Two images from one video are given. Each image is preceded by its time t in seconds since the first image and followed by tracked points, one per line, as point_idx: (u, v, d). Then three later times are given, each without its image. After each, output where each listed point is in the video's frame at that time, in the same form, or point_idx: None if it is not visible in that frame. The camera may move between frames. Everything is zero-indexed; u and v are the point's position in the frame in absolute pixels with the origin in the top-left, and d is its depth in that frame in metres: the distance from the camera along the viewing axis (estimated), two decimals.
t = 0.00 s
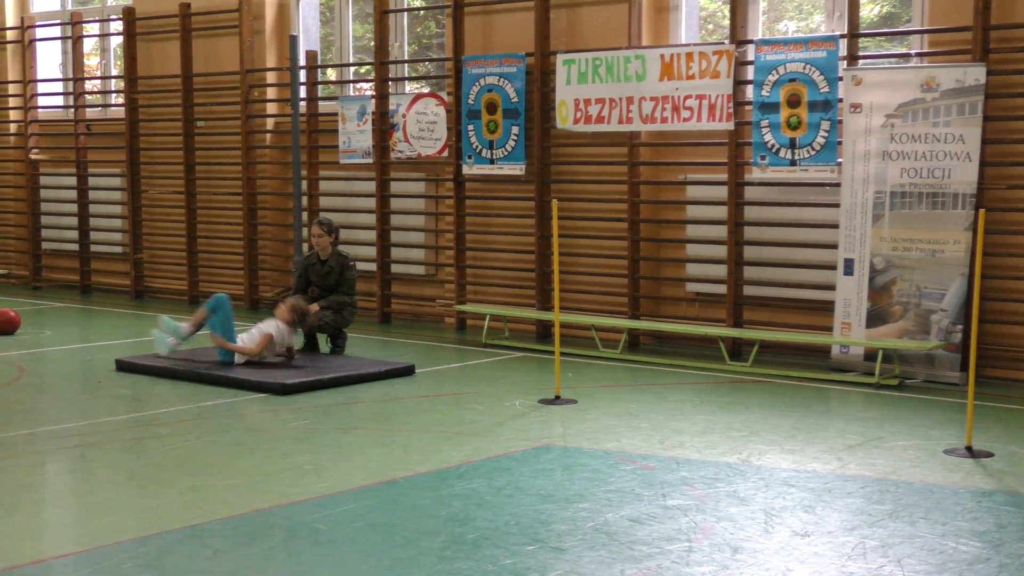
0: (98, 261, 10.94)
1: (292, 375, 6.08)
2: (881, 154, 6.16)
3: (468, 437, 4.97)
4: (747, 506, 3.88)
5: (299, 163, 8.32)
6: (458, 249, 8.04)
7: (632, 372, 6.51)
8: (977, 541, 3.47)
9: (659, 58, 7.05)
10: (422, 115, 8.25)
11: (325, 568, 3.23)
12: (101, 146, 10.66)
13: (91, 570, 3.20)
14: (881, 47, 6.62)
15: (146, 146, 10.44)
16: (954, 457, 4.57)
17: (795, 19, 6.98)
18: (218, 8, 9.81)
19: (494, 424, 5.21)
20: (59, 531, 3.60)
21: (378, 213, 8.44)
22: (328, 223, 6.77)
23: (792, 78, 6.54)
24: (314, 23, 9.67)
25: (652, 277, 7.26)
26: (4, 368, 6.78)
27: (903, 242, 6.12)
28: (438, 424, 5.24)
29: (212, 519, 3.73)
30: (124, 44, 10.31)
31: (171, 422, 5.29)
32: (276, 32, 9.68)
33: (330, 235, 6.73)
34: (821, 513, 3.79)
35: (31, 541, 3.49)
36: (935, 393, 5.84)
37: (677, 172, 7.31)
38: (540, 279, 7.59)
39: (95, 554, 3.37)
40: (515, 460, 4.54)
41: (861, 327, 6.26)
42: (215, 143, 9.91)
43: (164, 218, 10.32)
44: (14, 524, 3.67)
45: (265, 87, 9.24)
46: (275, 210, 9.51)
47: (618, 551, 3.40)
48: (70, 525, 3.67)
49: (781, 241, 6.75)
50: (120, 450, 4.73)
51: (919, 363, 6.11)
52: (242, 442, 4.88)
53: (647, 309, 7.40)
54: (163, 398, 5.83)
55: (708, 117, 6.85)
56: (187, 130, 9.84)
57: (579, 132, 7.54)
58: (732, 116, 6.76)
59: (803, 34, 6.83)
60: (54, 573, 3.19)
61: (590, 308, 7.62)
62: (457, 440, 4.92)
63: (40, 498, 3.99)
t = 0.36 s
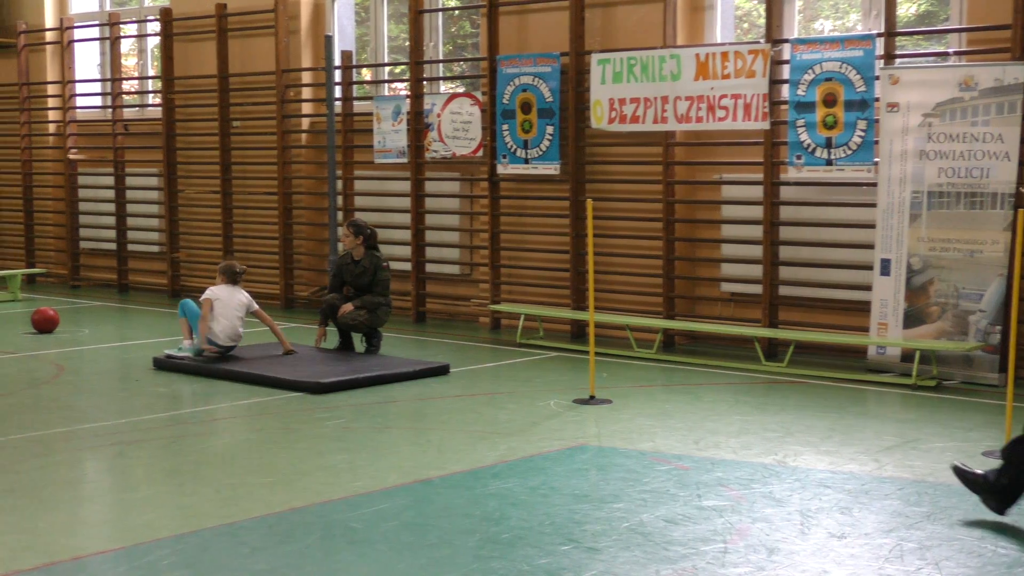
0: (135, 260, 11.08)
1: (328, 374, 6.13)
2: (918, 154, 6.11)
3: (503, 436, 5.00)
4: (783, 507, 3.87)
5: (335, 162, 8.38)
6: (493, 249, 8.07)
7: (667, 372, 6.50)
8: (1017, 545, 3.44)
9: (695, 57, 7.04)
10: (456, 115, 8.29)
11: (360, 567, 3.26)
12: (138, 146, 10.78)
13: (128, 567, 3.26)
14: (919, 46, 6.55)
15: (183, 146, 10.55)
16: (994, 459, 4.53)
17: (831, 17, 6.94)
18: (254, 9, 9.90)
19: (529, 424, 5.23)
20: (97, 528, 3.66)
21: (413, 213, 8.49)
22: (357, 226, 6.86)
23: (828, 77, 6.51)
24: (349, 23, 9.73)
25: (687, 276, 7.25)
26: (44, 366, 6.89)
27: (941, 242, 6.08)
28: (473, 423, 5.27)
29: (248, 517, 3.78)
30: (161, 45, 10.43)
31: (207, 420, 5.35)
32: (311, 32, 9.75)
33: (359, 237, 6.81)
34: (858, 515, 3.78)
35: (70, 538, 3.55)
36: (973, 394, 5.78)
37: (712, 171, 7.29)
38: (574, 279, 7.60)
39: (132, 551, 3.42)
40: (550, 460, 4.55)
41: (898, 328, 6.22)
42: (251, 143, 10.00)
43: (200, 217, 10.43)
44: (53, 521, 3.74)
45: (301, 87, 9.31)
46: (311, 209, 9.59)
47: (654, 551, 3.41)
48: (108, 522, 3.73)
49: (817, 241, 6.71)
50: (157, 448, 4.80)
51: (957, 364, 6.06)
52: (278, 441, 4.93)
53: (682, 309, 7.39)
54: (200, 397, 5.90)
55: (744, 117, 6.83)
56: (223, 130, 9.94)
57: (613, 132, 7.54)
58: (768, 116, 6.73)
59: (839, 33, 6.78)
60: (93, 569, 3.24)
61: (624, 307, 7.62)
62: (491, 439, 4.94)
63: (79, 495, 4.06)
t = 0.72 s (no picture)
0: (181, 259, 11.24)
1: (372, 373, 6.20)
2: (965, 153, 6.05)
3: (546, 436, 5.03)
4: (828, 509, 3.86)
5: (379, 161, 8.46)
6: (536, 248, 8.10)
7: (710, 372, 6.49)
8: None
9: (738, 57, 7.02)
10: (499, 115, 8.34)
11: (404, 565, 3.30)
12: (184, 146, 10.94)
13: (175, 563, 3.32)
14: (966, 44, 6.50)
15: (229, 146, 10.70)
16: None
17: (877, 16, 6.89)
18: (298, 9, 10.01)
19: (571, 424, 5.26)
20: (144, 524, 3.73)
21: (456, 212, 8.55)
22: (396, 225, 6.90)
23: (873, 76, 6.47)
24: (393, 23, 9.81)
25: (730, 276, 7.22)
26: (91, 364, 7.03)
27: (989, 242, 6.02)
28: (515, 422, 5.31)
29: (292, 515, 3.84)
30: (207, 45, 10.57)
31: (252, 419, 5.43)
32: (355, 32, 9.84)
33: (398, 236, 6.86)
34: (903, 517, 3.76)
35: (117, 534, 3.63)
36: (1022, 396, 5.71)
37: (755, 171, 7.26)
38: (617, 279, 7.61)
39: (178, 547, 3.49)
40: (593, 460, 4.58)
41: (944, 329, 6.16)
42: (296, 143, 10.11)
43: (245, 216, 10.56)
44: (100, 517, 3.82)
45: (345, 87, 9.41)
46: (355, 208, 9.69)
47: (697, 552, 3.42)
48: (155, 518, 3.80)
49: (863, 241, 6.66)
50: (204, 446, 4.89)
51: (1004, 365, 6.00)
52: (322, 439, 5.00)
53: (725, 309, 7.37)
54: (246, 395, 5.99)
55: (789, 116, 6.80)
56: (268, 130, 10.06)
57: (656, 131, 7.55)
58: (812, 115, 6.70)
59: (886, 31, 6.75)
60: (140, 565, 3.32)
61: (667, 307, 7.61)
62: (534, 439, 4.97)
63: (126, 492, 4.14)
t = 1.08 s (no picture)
0: (222, 258, 11.37)
1: (411, 372, 6.25)
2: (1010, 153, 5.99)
3: (585, 436, 5.05)
4: (869, 510, 3.84)
5: (418, 161, 8.51)
6: (575, 248, 8.11)
7: (749, 372, 6.48)
8: None
9: (779, 56, 7.00)
10: (539, 114, 8.37)
11: (445, 564, 3.34)
12: (226, 146, 11.07)
13: (217, 560, 3.38)
14: (1010, 42, 6.43)
15: (270, 146, 10.81)
16: None
17: (920, 14, 6.83)
18: (338, 10, 10.09)
19: (611, 424, 5.27)
20: (186, 521, 3.80)
21: (495, 212, 8.58)
22: (434, 224, 6.94)
23: (916, 75, 6.42)
24: (433, 23, 9.86)
25: (770, 276, 7.20)
26: (134, 362, 7.15)
27: None
28: (554, 422, 5.33)
29: (333, 513, 3.89)
30: (248, 45, 10.69)
31: (292, 417, 5.50)
32: (395, 32, 9.91)
33: (436, 235, 6.90)
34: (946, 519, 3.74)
35: (160, 531, 3.69)
36: None
37: (796, 171, 7.23)
38: (656, 279, 7.61)
39: (220, 544, 3.55)
40: (632, 460, 4.59)
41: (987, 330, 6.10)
42: (336, 142, 10.19)
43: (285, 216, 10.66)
44: (144, 514, 3.89)
45: (385, 87, 9.48)
46: (395, 208, 9.76)
47: (736, 553, 3.42)
48: (197, 516, 3.87)
49: (905, 241, 6.61)
50: (246, 444, 4.96)
51: None
52: (362, 438, 5.05)
53: (765, 309, 7.34)
54: (287, 394, 6.07)
55: (830, 115, 6.77)
56: (308, 129, 10.15)
57: (696, 131, 7.53)
58: (854, 115, 6.66)
59: (929, 30, 6.69)
60: (183, 561, 3.38)
61: (706, 307, 7.59)
62: (573, 439, 4.99)
63: (169, 490, 4.21)
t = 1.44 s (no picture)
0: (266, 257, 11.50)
1: (452, 370, 6.30)
2: None
3: (627, 435, 5.05)
4: (914, 512, 3.82)
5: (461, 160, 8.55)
6: (617, 247, 8.11)
7: (793, 372, 6.45)
8: None
9: (824, 54, 6.96)
10: (582, 113, 8.39)
11: (488, 562, 3.37)
12: (269, 145, 11.18)
13: (260, 556, 3.43)
14: None
15: (313, 145, 10.91)
16: None
17: (967, 11, 6.75)
18: (381, 9, 10.16)
19: (653, 423, 5.28)
20: (230, 518, 3.86)
21: (538, 211, 8.60)
22: (478, 222, 6.99)
23: (963, 72, 6.34)
24: (476, 22, 9.90)
25: (814, 276, 7.15)
26: (179, 360, 7.26)
27: None
28: (597, 421, 5.35)
29: (374, 511, 3.94)
30: (292, 45, 10.81)
31: (335, 415, 5.57)
32: (438, 31, 9.96)
33: (480, 233, 6.94)
34: (993, 521, 3.70)
35: (205, 527, 3.76)
36: None
37: (840, 169, 7.18)
38: (698, 279, 7.59)
39: (263, 541, 3.60)
40: (675, 459, 4.59)
41: None
42: (379, 142, 10.27)
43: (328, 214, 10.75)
44: (189, 510, 3.96)
45: (429, 86, 9.55)
46: (437, 206, 9.81)
47: (780, 553, 3.42)
48: (240, 512, 3.93)
49: (951, 240, 6.55)
50: (289, 442, 5.03)
51: None
52: (405, 436, 5.10)
53: (808, 309, 7.30)
54: (330, 392, 6.13)
55: (875, 114, 6.74)
56: (351, 128, 10.24)
57: (740, 129, 7.51)
58: (899, 113, 6.61)
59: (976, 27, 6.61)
60: (227, 557, 3.43)
61: (749, 306, 7.56)
62: (615, 438, 5.00)
63: (212, 487, 4.28)
